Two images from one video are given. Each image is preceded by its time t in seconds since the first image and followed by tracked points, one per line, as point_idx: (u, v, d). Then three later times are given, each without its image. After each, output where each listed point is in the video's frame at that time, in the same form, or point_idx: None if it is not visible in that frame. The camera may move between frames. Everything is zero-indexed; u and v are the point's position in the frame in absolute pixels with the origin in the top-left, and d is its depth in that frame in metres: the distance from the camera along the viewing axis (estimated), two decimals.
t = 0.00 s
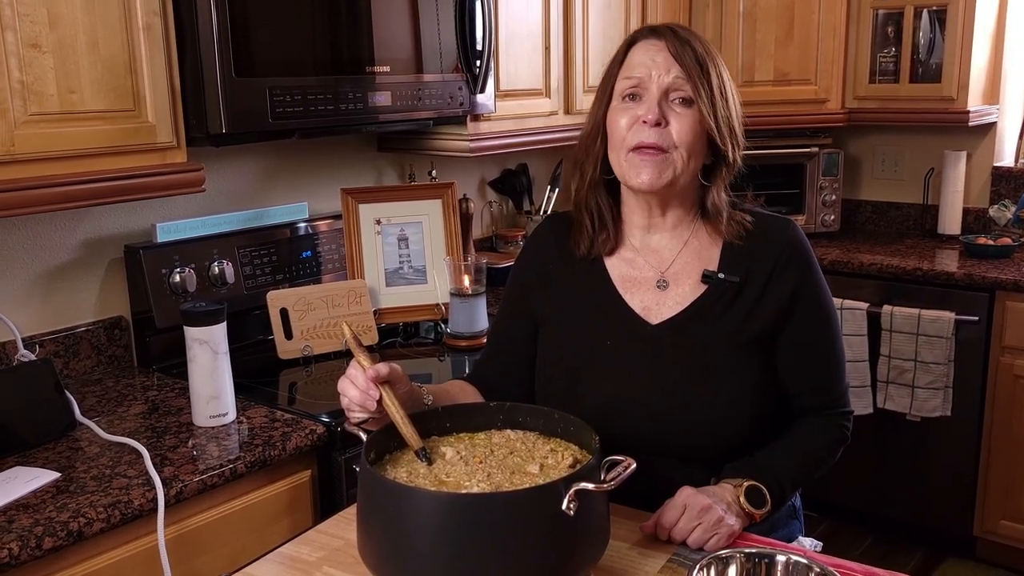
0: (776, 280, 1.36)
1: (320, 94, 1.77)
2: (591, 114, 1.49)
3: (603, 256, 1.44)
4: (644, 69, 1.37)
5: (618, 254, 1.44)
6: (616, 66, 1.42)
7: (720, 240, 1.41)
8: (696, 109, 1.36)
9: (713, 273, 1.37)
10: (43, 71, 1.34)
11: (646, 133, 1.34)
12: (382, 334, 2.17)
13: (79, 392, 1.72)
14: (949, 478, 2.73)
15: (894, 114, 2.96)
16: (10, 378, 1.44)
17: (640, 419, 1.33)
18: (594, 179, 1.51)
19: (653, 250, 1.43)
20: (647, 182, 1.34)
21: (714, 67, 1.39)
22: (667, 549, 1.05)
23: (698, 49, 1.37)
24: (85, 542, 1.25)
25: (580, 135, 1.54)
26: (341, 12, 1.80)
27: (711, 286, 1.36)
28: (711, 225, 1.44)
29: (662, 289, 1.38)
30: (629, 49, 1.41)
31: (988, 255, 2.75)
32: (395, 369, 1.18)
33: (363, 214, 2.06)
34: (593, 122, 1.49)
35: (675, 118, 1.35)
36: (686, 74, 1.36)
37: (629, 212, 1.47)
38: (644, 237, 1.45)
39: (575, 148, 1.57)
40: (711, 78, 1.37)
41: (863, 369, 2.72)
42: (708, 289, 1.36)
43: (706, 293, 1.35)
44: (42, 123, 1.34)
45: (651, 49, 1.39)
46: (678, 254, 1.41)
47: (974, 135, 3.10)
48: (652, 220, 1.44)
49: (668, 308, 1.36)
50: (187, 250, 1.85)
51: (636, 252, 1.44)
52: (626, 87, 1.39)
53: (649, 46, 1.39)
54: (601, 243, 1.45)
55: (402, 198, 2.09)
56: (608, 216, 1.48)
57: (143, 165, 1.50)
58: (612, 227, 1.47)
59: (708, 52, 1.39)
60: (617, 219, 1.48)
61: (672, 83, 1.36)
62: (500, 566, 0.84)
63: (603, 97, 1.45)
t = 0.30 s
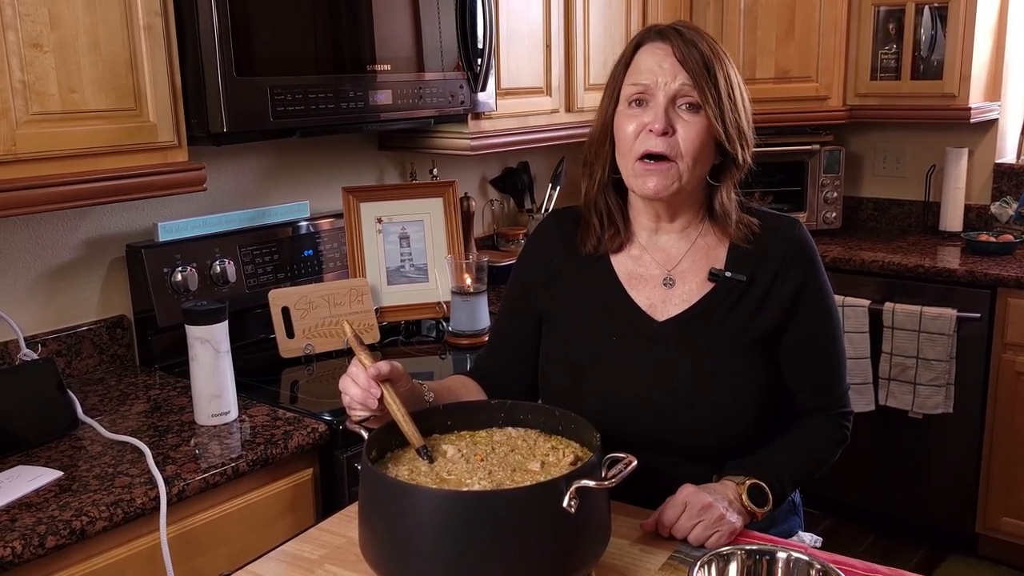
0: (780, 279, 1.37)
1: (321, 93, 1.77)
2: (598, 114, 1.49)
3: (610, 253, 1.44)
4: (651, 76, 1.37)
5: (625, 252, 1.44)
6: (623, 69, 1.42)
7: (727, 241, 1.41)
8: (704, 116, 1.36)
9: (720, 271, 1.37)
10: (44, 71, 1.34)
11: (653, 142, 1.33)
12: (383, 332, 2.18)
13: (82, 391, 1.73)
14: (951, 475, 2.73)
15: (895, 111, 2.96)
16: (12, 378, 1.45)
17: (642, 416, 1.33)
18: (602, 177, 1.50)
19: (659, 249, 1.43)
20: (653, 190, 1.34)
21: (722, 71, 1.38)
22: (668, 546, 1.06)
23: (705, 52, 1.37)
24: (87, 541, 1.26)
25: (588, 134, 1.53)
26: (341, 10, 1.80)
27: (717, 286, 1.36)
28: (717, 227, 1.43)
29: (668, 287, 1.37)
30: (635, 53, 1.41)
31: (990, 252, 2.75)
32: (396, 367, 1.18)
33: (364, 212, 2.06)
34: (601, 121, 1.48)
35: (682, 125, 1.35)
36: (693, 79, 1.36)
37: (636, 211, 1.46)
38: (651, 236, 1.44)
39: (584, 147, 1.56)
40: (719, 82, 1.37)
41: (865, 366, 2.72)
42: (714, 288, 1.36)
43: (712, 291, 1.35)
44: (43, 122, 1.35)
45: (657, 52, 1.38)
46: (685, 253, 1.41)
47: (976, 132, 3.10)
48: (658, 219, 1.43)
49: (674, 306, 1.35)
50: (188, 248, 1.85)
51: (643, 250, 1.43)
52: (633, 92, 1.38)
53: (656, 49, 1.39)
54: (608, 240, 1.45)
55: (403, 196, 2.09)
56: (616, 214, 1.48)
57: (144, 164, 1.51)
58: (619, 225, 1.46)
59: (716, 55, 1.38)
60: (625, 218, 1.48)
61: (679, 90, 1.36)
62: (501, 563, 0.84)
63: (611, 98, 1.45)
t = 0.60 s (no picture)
0: (780, 279, 1.37)
1: (321, 92, 1.77)
2: (599, 113, 1.49)
3: (610, 253, 1.44)
4: (651, 71, 1.37)
5: (625, 252, 1.44)
6: (624, 66, 1.42)
7: (726, 240, 1.41)
8: (704, 111, 1.36)
9: (719, 272, 1.37)
10: (44, 70, 1.34)
11: (653, 136, 1.33)
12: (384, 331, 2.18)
13: (82, 390, 1.73)
14: (951, 474, 2.73)
15: (895, 110, 2.96)
16: (13, 377, 1.45)
17: (642, 416, 1.33)
18: (603, 177, 1.50)
19: (659, 249, 1.43)
20: (652, 184, 1.34)
21: (723, 68, 1.38)
22: (669, 545, 1.06)
23: (706, 49, 1.37)
24: (88, 540, 1.26)
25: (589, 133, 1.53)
26: (342, 10, 1.80)
27: (716, 285, 1.36)
28: (716, 227, 1.43)
29: (667, 287, 1.37)
30: (636, 50, 1.41)
31: (990, 251, 2.75)
32: (396, 367, 1.18)
33: (364, 212, 2.06)
34: (601, 121, 1.48)
35: (682, 120, 1.35)
36: (693, 75, 1.36)
37: (636, 210, 1.46)
38: (650, 235, 1.44)
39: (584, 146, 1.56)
40: (719, 79, 1.37)
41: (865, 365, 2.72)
42: (713, 288, 1.36)
43: (712, 291, 1.36)
44: (44, 122, 1.35)
45: (658, 49, 1.38)
46: (684, 253, 1.41)
47: (976, 131, 3.10)
48: (658, 219, 1.44)
49: (673, 306, 1.35)
50: (189, 248, 1.85)
51: (642, 250, 1.43)
52: (633, 88, 1.38)
53: (656, 46, 1.39)
54: (608, 240, 1.45)
55: (403, 195, 2.10)
56: (616, 214, 1.48)
57: (145, 164, 1.51)
58: (619, 225, 1.46)
59: (717, 53, 1.38)
60: (625, 217, 1.48)
61: (679, 84, 1.36)
62: (501, 563, 0.84)
63: (611, 96, 1.45)
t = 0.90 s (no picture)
0: (781, 276, 1.37)
1: (318, 88, 1.77)
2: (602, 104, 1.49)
3: (610, 246, 1.44)
4: (647, 59, 1.37)
5: (625, 245, 1.43)
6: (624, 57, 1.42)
7: (726, 237, 1.41)
8: (698, 100, 1.35)
9: (719, 268, 1.37)
10: (41, 66, 1.34)
11: (644, 122, 1.33)
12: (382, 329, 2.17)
13: (80, 388, 1.73)
14: (949, 472, 2.73)
15: (893, 108, 2.96)
16: (10, 375, 1.44)
17: (640, 412, 1.33)
18: (603, 170, 1.50)
19: (658, 243, 1.42)
20: (643, 171, 1.33)
21: (721, 60, 1.38)
22: (667, 542, 1.05)
23: (704, 41, 1.37)
24: (86, 538, 1.26)
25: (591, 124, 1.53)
26: (340, 7, 1.79)
27: (717, 281, 1.36)
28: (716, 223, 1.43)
29: (667, 282, 1.37)
30: (636, 41, 1.41)
31: (989, 249, 2.75)
32: (395, 363, 1.17)
33: (363, 209, 2.06)
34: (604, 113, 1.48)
35: (675, 108, 1.34)
36: (688, 64, 1.35)
37: (635, 204, 1.46)
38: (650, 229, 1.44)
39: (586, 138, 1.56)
40: (716, 70, 1.37)
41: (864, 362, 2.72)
42: (713, 284, 1.36)
43: (712, 288, 1.35)
44: (40, 119, 1.34)
45: (656, 39, 1.38)
46: (684, 248, 1.41)
47: (974, 129, 3.10)
48: (657, 214, 1.43)
49: (673, 301, 1.35)
50: (186, 246, 1.85)
51: (642, 244, 1.43)
52: (629, 77, 1.38)
53: (655, 37, 1.39)
54: (608, 233, 1.44)
55: (401, 193, 2.09)
56: (617, 207, 1.47)
57: (142, 161, 1.50)
58: (619, 219, 1.46)
59: (716, 45, 1.38)
60: (625, 211, 1.47)
61: (673, 73, 1.35)
62: (500, 560, 0.84)
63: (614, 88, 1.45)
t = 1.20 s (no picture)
0: (780, 276, 1.37)
1: (313, 87, 1.76)
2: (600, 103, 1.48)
3: (609, 246, 1.43)
4: (640, 61, 1.36)
5: (624, 245, 1.43)
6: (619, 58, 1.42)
7: (726, 238, 1.40)
8: (692, 101, 1.35)
9: (719, 268, 1.36)
10: (35, 64, 1.33)
11: (637, 124, 1.33)
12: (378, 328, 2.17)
13: (75, 387, 1.72)
14: (947, 469, 2.73)
15: (889, 106, 2.96)
16: (4, 374, 1.44)
17: (637, 411, 1.33)
18: (602, 169, 1.49)
19: (657, 243, 1.42)
20: (636, 172, 1.33)
21: (715, 60, 1.37)
22: (664, 540, 1.05)
23: (698, 41, 1.36)
24: (80, 538, 1.25)
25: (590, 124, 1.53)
26: (336, 5, 1.79)
27: (717, 282, 1.35)
28: (716, 224, 1.42)
29: (666, 282, 1.37)
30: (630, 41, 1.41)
31: (986, 246, 2.75)
32: (390, 362, 1.17)
33: (359, 208, 2.05)
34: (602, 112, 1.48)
35: (667, 110, 1.34)
36: (681, 65, 1.35)
37: (633, 204, 1.45)
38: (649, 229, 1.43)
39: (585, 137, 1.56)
40: (710, 70, 1.36)
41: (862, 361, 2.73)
42: (713, 285, 1.35)
43: (711, 288, 1.35)
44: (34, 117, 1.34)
45: (649, 40, 1.38)
46: (683, 249, 1.40)
47: (971, 127, 3.10)
48: (656, 214, 1.43)
49: (672, 302, 1.35)
50: (182, 244, 1.84)
51: (641, 244, 1.42)
52: (623, 79, 1.38)
53: (649, 38, 1.38)
54: (607, 232, 1.44)
55: (398, 191, 2.09)
56: (616, 207, 1.47)
57: (137, 159, 1.50)
58: (618, 218, 1.45)
59: (710, 44, 1.37)
60: (624, 210, 1.47)
61: (665, 74, 1.35)
62: (494, 559, 0.84)
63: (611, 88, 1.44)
